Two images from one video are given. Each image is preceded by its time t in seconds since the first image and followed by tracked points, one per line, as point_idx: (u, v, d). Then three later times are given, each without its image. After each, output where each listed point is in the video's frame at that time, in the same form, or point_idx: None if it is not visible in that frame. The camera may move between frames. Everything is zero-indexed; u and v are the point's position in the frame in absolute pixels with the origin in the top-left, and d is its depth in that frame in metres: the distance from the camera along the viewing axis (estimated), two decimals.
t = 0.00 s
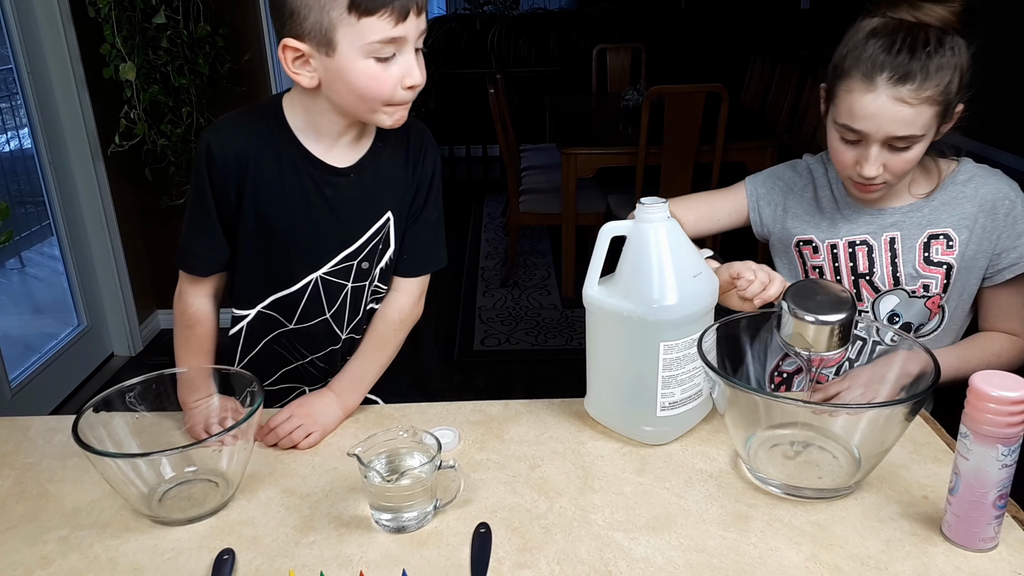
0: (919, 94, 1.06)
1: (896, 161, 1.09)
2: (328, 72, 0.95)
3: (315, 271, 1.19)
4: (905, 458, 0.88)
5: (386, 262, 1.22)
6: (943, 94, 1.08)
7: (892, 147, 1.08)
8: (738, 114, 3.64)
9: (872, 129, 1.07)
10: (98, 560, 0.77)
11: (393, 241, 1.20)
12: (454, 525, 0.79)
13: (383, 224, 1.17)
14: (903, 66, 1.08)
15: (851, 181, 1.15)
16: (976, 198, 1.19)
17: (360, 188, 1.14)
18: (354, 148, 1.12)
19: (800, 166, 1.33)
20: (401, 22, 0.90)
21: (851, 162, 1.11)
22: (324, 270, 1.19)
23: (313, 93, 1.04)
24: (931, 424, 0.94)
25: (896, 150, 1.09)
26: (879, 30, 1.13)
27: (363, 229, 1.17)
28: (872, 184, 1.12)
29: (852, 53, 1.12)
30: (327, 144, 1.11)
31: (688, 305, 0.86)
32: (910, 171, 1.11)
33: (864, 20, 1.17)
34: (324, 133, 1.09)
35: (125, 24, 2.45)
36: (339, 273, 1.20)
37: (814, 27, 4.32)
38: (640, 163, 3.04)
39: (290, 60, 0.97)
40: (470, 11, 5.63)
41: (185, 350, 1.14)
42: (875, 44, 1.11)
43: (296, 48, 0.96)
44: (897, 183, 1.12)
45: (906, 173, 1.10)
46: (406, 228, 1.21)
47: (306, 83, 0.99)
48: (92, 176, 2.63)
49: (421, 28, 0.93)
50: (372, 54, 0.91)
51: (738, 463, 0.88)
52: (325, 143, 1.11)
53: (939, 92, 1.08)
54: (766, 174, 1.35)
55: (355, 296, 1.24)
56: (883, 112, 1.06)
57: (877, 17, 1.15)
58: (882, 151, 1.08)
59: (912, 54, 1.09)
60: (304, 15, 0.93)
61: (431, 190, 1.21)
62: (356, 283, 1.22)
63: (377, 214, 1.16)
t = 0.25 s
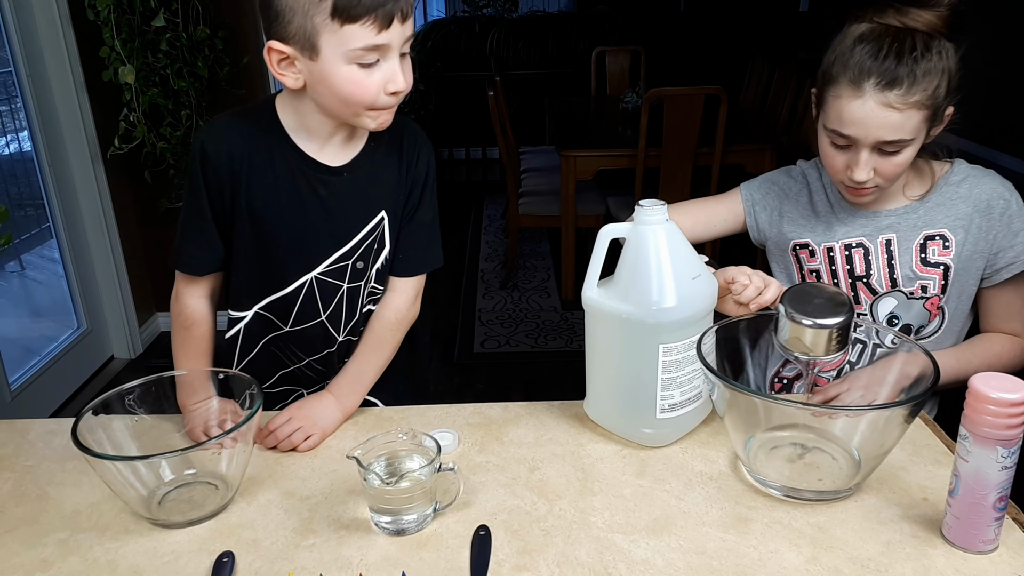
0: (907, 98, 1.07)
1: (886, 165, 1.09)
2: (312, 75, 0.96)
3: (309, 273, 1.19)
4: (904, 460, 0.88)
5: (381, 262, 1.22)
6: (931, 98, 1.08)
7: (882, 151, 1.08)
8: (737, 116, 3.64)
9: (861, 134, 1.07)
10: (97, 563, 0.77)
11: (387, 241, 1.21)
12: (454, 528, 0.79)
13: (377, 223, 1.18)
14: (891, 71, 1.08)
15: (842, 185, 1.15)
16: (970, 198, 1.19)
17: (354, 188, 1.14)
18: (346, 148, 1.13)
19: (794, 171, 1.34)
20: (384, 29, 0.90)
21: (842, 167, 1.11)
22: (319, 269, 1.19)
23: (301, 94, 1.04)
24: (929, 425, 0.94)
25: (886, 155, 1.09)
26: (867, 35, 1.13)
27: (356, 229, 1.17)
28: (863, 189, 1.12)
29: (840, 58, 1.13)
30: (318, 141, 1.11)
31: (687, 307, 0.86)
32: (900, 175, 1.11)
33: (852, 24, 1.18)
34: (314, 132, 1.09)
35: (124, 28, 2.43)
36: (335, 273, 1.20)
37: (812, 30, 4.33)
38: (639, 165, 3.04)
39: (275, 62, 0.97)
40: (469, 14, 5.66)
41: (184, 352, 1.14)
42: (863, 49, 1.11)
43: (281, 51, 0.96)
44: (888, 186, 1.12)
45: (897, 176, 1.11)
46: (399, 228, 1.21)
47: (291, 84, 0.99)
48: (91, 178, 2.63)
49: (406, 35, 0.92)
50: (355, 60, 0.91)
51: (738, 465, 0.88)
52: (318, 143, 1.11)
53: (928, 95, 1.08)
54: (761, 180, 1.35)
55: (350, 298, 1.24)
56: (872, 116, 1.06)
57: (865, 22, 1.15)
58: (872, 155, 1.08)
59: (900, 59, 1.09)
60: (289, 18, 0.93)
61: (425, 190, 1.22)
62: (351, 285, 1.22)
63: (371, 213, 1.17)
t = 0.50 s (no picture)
0: (906, 98, 1.07)
1: (886, 165, 1.09)
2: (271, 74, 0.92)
3: (307, 270, 1.19)
4: (905, 462, 0.88)
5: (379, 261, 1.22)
6: (931, 98, 1.08)
7: (882, 152, 1.08)
8: (739, 118, 3.65)
9: (861, 135, 1.07)
10: (98, 565, 0.77)
11: (383, 239, 1.20)
12: (455, 529, 0.79)
13: (372, 220, 1.18)
14: (890, 71, 1.08)
15: (843, 186, 1.15)
16: (972, 200, 1.20)
17: (350, 183, 1.15)
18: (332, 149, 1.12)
19: (795, 174, 1.34)
20: (333, 47, 0.85)
21: (843, 168, 1.11)
22: (315, 267, 1.20)
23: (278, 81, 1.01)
24: (931, 427, 0.94)
25: (886, 155, 1.09)
26: (865, 36, 1.13)
27: (353, 226, 1.18)
28: (864, 189, 1.12)
29: (838, 60, 1.13)
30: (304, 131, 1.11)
31: (689, 310, 0.86)
32: (901, 175, 1.11)
33: (850, 26, 1.18)
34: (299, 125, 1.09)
35: (126, 30, 2.45)
36: (332, 271, 1.21)
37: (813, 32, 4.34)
38: (640, 167, 3.04)
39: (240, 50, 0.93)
40: (470, 16, 5.69)
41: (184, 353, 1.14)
42: (862, 50, 1.11)
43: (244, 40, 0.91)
44: (889, 187, 1.12)
45: (897, 177, 1.10)
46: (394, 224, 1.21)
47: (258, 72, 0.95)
48: (93, 180, 2.64)
49: (362, 53, 0.87)
50: (303, 72, 0.87)
51: (739, 467, 0.88)
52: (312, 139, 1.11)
53: (927, 95, 1.08)
54: (762, 181, 1.35)
55: (349, 296, 1.24)
56: (871, 117, 1.06)
57: (863, 24, 1.15)
58: (872, 156, 1.08)
59: (898, 59, 1.09)
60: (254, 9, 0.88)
61: (421, 189, 1.21)
62: (349, 282, 1.23)
63: (367, 210, 1.17)
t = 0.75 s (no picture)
0: (908, 100, 1.07)
1: (888, 167, 1.09)
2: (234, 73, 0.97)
3: (288, 262, 1.20)
4: (904, 464, 0.88)
5: (362, 258, 1.22)
6: (932, 100, 1.09)
7: (882, 153, 1.08)
8: (738, 121, 3.65)
9: (862, 136, 1.07)
10: (97, 566, 0.77)
11: (369, 234, 1.20)
12: (454, 531, 0.79)
13: (355, 215, 1.18)
14: (891, 73, 1.08)
15: (844, 188, 1.15)
16: (971, 204, 1.20)
17: (332, 177, 1.16)
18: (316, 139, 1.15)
19: (795, 175, 1.34)
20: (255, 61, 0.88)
21: (844, 169, 1.11)
22: (297, 259, 1.20)
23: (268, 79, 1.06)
24: (929, 430, 0.94)
25: (887, 157, 1.09)
26: (867, 38, 1.13)
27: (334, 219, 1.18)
28: (865, 191, 1.12)
29: (841, 61, 1.13)
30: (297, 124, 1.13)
31: (687, 311, 0.86)
32: (902, 177, 1.11)
33: (853, 28, 1.18)
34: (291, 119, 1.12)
35: (126, 32, 2.46)
36: (313, 264, 1.21)
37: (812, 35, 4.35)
38: (639, 170, 3.04)
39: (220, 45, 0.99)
40: (469, 19, 5.70)
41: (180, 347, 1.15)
42: (864, 51, 1.12)
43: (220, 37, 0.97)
44: (890, 188, 1.12)
45: (898, 178, 1.11)
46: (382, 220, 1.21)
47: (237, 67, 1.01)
48: (92, 181, 2.64)
49: (287, 69, 0.89)
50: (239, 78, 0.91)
51: (737, 469, 0.88)
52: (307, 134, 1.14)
53: (928, 97, 1.08)
54: (761, 181, 1.35)
55: (331, 290, 1.24)
56: (873, 118, 1.06)
57: (865, 26, 1.16)
58: (874, 157, 1.09)
59: (900, 61, 1.09)
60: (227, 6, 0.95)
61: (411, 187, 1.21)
62: (331, 276, 1.23)
63: (348, 204, 1.18)
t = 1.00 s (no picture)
0: (910, 99, 1.07)
1: (890, 166, 1.09)
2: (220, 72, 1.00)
3: (273, 254, 1.19)
4: (904, 465, 0.88)
5: (348, 250, 1.22)
6: (935, 99, 1.09)
7: (885, 152, 1.09)
8: (737, 122, 3.66)
9: (864, 135, 1.07)
10: (97, 564, 0.77)
11: (354, 227, 1.20)
12: (454, 530, 0.79)
13: (340, 208, 1.18)
14: (893, 72, 1.08)
15: (846, 187, 1.15)
16: (972, 206, 1.20)
17: (313, 169, 1.17)
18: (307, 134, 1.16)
19: (795, 176, 1.35)
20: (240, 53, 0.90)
21: (846, 168, 1.11)
22: (281, 251, 1.19)
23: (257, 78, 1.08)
24: (930, 431, 0.95)
25: (890, 156, 1.09)
26: (870, 37, 1.14)
27: (318, 211, 1.18)
28: (867, 190, 1.12)
29: (844, 59, 1.13)
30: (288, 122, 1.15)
31: (688, 312, 0.86)
32: (904, 176, 1.11)
33: (855, 27, 1.18)
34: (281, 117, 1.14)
35: (126, 31, 2.45)
36: (297, 256, 1.20)
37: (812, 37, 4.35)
38: (639, 170, 3.04)
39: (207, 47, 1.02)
40: (470, 19, 5.71)
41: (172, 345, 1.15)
42: (866, 50, 1.12)
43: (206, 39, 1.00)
44: (892, 188, 1.13)
45: (900, 178, 1.11)
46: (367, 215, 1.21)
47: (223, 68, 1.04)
48: (92, 180, 2.64)
49: (270, 60, 0.91)
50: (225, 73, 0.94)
51: (737, 469, 0.88)
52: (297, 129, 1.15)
53: (931, 95, 1.08)
54: (762, 182, 1.36)
55: (316, 283, 1.23)
56: (876, 117, 1.07)
57: (868, 25, 1.16)
58: (876, 156, 1.09)
59: (902, 60, 1.09)
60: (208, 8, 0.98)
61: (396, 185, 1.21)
62: (316, 268, 1.22)
63: (334, 197, 1.18)
